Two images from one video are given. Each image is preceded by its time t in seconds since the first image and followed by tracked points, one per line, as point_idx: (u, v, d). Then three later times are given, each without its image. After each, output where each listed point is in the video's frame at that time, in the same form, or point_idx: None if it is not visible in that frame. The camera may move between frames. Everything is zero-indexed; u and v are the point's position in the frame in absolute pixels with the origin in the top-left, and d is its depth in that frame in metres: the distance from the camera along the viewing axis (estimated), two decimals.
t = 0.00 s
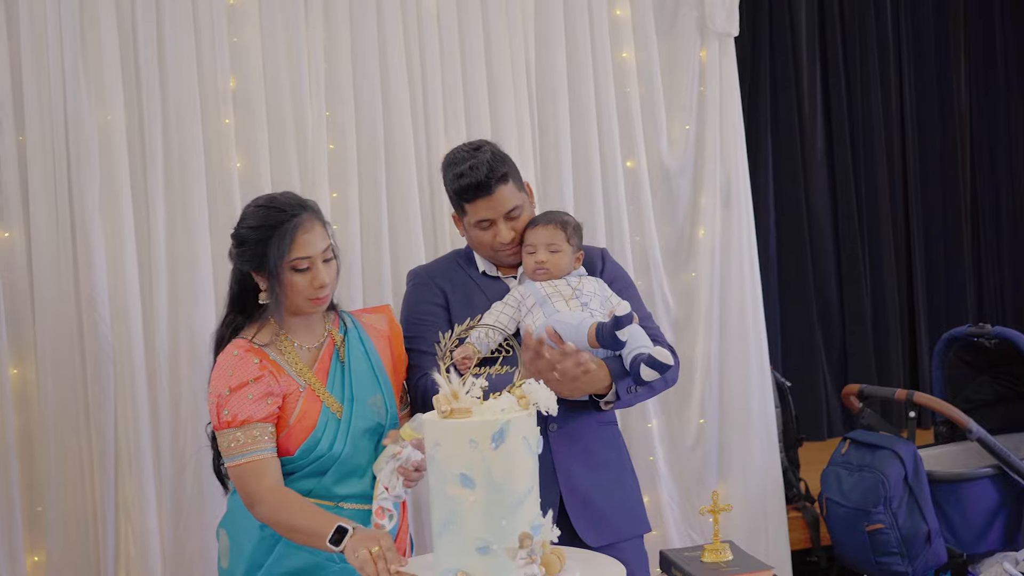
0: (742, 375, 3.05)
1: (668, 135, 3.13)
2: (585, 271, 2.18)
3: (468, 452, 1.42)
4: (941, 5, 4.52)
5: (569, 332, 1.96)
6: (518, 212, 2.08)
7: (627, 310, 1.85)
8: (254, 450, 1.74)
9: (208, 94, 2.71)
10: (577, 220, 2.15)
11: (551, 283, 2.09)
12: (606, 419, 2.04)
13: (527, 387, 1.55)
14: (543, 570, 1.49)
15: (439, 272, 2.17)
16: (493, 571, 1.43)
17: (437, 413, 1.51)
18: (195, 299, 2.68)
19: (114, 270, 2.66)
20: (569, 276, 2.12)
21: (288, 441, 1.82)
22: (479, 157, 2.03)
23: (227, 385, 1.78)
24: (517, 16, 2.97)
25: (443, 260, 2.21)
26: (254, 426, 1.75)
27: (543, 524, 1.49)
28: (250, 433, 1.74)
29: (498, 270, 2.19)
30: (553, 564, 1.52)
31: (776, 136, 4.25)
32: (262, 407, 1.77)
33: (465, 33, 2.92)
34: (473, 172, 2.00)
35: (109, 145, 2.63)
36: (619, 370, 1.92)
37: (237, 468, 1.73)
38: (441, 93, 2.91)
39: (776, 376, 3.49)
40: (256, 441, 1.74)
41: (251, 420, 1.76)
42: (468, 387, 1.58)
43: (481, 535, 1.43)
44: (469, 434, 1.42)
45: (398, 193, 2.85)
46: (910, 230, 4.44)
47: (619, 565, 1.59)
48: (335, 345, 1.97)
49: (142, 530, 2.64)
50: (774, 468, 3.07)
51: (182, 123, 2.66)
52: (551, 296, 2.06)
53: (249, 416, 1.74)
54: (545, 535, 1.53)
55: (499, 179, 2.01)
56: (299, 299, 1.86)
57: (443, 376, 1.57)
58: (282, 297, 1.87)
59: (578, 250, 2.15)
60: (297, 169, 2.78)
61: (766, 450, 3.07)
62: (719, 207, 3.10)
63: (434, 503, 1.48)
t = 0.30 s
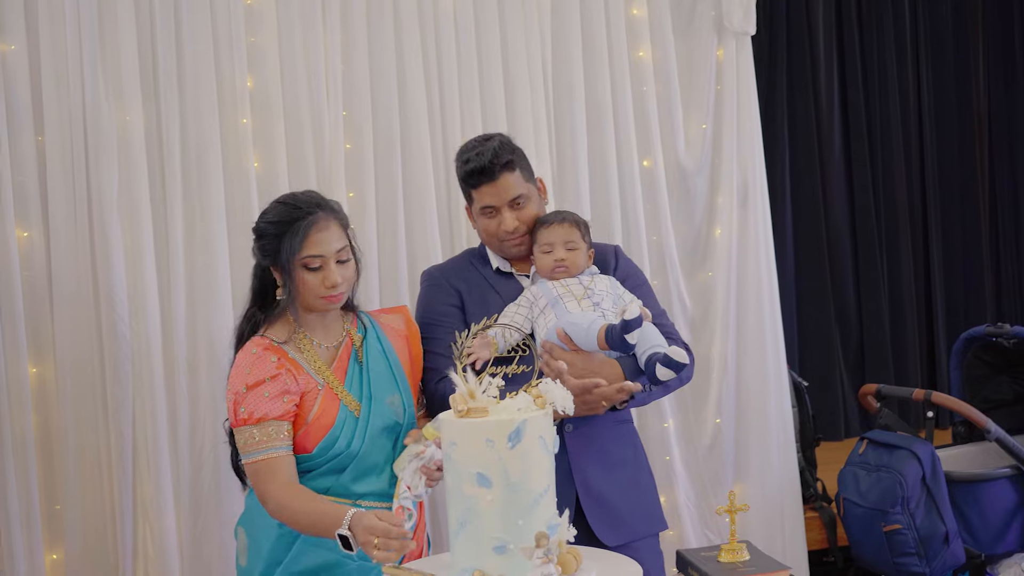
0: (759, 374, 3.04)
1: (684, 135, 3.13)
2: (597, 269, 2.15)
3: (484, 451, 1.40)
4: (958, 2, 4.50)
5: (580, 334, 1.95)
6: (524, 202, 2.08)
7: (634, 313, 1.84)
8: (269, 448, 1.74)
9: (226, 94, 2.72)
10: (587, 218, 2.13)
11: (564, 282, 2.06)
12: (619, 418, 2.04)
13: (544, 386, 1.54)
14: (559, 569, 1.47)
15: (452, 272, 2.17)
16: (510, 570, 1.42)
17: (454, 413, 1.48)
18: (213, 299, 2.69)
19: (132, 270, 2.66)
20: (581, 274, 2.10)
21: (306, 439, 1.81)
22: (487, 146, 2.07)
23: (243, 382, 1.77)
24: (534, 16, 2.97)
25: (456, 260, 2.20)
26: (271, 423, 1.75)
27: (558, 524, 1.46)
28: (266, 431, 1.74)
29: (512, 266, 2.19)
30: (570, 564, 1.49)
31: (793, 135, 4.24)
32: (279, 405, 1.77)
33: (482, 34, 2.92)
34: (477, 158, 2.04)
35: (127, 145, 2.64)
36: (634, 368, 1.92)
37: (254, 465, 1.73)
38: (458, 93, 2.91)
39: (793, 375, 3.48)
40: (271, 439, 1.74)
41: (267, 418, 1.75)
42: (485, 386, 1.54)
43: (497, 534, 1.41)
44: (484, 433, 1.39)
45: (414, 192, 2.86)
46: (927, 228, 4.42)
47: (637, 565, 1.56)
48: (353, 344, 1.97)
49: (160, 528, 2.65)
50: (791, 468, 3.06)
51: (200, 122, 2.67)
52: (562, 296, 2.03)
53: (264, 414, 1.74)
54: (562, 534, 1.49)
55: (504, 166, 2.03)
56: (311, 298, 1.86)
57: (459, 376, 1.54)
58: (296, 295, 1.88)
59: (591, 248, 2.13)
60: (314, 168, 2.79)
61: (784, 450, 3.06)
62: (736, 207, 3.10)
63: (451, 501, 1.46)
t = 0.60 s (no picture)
0: (773, 374, 3.05)
1: (698, 134, 3.12)
2: (604, 266, 2.14)
3: (497, 450, 1.36)
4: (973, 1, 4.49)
5: (589, 340, 1.92)
6: (544, 187, 2.11)
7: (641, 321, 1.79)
8: (273, 442, 1.76)
9: (240, 95, 2.73)
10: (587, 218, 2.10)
11: (573, 285, 2.05)
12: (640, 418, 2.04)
13: (557, 385, 1.51)
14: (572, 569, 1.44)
15: (470, 270, 2.15)
16: (523, 570, 1.38)
17: (466, 411, 1.44)
18: (228, 299, 2.70)
19: (147, 270, 2.67)
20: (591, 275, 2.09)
21: (314, 433, 1.82)
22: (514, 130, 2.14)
23: (250, 376, 1.80)
24: (547, 16, 2.98)
25: (473, 258, 2.19)
26: (277, 416, 1.77)
27: (572, 523, 1.43)
28: (270, 424, 1.76)
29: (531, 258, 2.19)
30: (583, 563, 1.47)
31: (806, 135, 4.23)
32: (284, 397, 1.79)
33: (495, 34, 2.93)
34: (502, 137, 2.11)
35: (142, 146, 2.65)
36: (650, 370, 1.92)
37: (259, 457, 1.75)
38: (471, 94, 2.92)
39: (806, 375, 3.48)
40: (275, 432, 1.76)
41: (271, 411, 1.77)
42: (497, 386, 1.50)
43: (510, 534, 1.37)
44: (497, 433, 1.36)
45: (428, 193, 2.86)
46: (942, 228, 4.41)
47: (648, 565, 1.53)
48: (366, 341, 2.00)
49: (174, 528, 2.66)
50: (805, 469, 3.06)
51: (214, 122, 2.68)
52: (573, 300, 2.02)
53: (268, 407, 1.76)
54: (574, 534, 1.48)
55: (526, 146, 2.09)
56: (299, 294, 1.91)
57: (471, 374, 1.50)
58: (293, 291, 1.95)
59: (593, 246, 2.09)
60: (327, 168, 2.80)
61: (797, 451, 3.05)
62: (749, 206, 3.09)
63: (464, 501, 1.42)
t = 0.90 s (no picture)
0: (778, 374, 3.04)
1: (704, 134, 3.12)
2: (622, 266, 2.13)
3: (502, 450, 1.36)
4: None
5: (600, 343, 1.92)
6: (574, 179, 2.13)
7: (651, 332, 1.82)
8: (257, 441, 1.79)
9: (246, 95, 2.73)
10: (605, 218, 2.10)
11: (591, 287, 2.06)
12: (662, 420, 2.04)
13: (561, 385, 1.51)
14: (576, 569, 1.44)
15: (492, 266, 2.16)
16: (527, 571, 1.37)
17: (471, 411, 1.43)
18: (234, 299, 2.70)
19: (152, 270, 2.67)
20: (608, 275, 2.09)
21: (300, 434, 1.84)
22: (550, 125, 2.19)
23: (243, 374, 1.83)
24: (553, 17, 2.98)
25: (495, 255, 2.20)
26: (264, 416, 1.80)
27: (576, 523, 1.43)
28: (256, 424, 1.80)
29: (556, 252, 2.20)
30: (587, 563, 1.47)
31: (811, 135, 4.22)
32: (272, 397, 1.81)
33: (501, 34, 2.93)
34: (539, 128, 2.15)
35: (147, 146, 2.65)
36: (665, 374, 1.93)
37: (245, 453, 1.79)
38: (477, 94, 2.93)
39: (811, 375, 3.47)
40: (259, 432, 1.80)
41: (258, 411, 1.80)
42: (502, 385, 1.50)
43: (515, 534, 1.37)
44: (503, 433, 1.35)
45: (433, 192, 2.87)
46: (947, 227, 4.41)
47: (653, 565, 1.52)
48: (369, 348, 1.99)
49: (179, 527, 2.66)
50: (810, 468, 3.06)
51: (220, 122, 2.69)
52: (591, 300, 2.02)
53: (255, 406, 1.79)
54: (579, 533, 1.48)
55: (561, 137, 2.13)
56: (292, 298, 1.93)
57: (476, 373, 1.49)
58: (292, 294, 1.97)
59: (611, 246, 2.10)
60: (333, 167, 2.80)
61: (802, 450, 3.06)
62: (754, 206, 3.10)
63: (468, 501, 1.42)
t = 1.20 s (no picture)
0: (778, 375, 3.04)
1: (703, 135, 3.12)
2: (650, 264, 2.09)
3: (502, 450, 1.36)
4: None
5: (616, 342, 1.93)
6: (608, 177, 2.07)
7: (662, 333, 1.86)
8: (233, 430, 1.81)
9: (246, 95, 2.73)
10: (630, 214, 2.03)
11: (616, 286, 2.02)
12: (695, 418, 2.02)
13: (561, 385, 1.51)
14: (576, 569, 1.44)
15: (525, 265, 2.12)
16: (527, 571, 1.37)
17: (471, 411, 1.43)
18: (234, 299, 2.71)
19: (152, 269, 2.67)
20: (634, 274, 2.05)
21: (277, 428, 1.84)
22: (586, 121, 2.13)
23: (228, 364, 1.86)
24: (553, 17, 2.99)
25: (529, 253, 2.16)
26: (243, 406, 1.82)
27: (577, 523, 1.43)
28: (234, 413, 1.82)
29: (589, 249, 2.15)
30: (587, 564, 1.47)
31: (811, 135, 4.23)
32: (251, 389, 1.82)
33: (501, 34, 2.94)
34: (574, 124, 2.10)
35: (147, 146, 2.65)
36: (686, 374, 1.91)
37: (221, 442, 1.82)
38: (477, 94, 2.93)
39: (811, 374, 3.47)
40: (237, 422, 1.81)
41: (237, 401, 1.82)
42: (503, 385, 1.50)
43: (515, 534, 1.36)
44: (502, 433, 1.35)
45: (433, 193, 2.87)
46: (947, 228, 4.41)
47: (652, 565, 1.52)
48: (361, 348, 1.95)
49: (178, 527, 2.66)
50: (809, 468, 3.07)
51: (220, 122, 2.69)
52: (615, 300, 2.00)
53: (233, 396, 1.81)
54: (579, 533, 1.48)
55: (596, 134, 2.07)
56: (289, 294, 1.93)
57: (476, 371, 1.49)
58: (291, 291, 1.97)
59: (638, 244, 2.06)
60: (332, 167, 2.80)
61: (801, 451, 3.07)
62: (754, 206, 3.10)
63: (468, 501, 1.42)
